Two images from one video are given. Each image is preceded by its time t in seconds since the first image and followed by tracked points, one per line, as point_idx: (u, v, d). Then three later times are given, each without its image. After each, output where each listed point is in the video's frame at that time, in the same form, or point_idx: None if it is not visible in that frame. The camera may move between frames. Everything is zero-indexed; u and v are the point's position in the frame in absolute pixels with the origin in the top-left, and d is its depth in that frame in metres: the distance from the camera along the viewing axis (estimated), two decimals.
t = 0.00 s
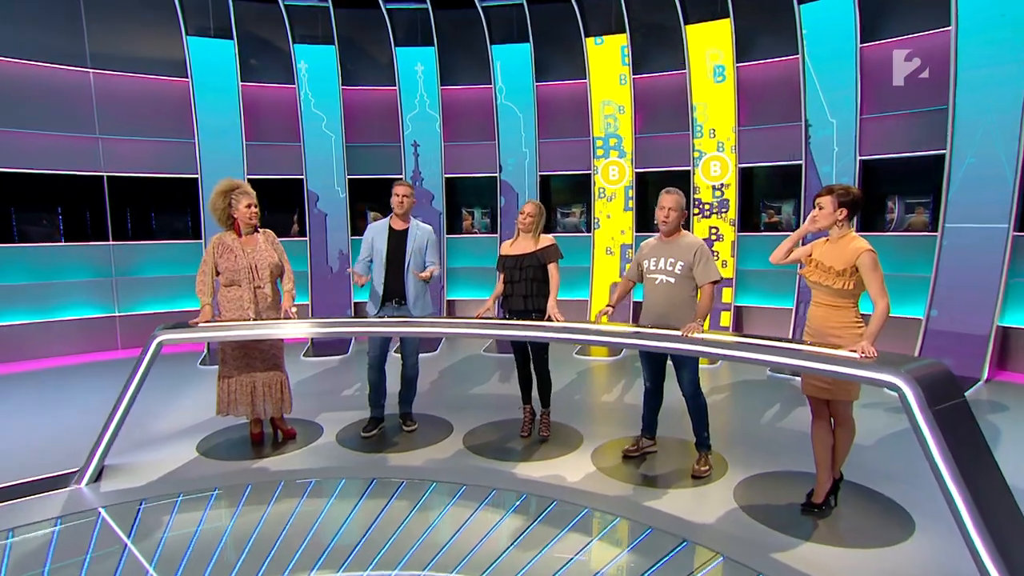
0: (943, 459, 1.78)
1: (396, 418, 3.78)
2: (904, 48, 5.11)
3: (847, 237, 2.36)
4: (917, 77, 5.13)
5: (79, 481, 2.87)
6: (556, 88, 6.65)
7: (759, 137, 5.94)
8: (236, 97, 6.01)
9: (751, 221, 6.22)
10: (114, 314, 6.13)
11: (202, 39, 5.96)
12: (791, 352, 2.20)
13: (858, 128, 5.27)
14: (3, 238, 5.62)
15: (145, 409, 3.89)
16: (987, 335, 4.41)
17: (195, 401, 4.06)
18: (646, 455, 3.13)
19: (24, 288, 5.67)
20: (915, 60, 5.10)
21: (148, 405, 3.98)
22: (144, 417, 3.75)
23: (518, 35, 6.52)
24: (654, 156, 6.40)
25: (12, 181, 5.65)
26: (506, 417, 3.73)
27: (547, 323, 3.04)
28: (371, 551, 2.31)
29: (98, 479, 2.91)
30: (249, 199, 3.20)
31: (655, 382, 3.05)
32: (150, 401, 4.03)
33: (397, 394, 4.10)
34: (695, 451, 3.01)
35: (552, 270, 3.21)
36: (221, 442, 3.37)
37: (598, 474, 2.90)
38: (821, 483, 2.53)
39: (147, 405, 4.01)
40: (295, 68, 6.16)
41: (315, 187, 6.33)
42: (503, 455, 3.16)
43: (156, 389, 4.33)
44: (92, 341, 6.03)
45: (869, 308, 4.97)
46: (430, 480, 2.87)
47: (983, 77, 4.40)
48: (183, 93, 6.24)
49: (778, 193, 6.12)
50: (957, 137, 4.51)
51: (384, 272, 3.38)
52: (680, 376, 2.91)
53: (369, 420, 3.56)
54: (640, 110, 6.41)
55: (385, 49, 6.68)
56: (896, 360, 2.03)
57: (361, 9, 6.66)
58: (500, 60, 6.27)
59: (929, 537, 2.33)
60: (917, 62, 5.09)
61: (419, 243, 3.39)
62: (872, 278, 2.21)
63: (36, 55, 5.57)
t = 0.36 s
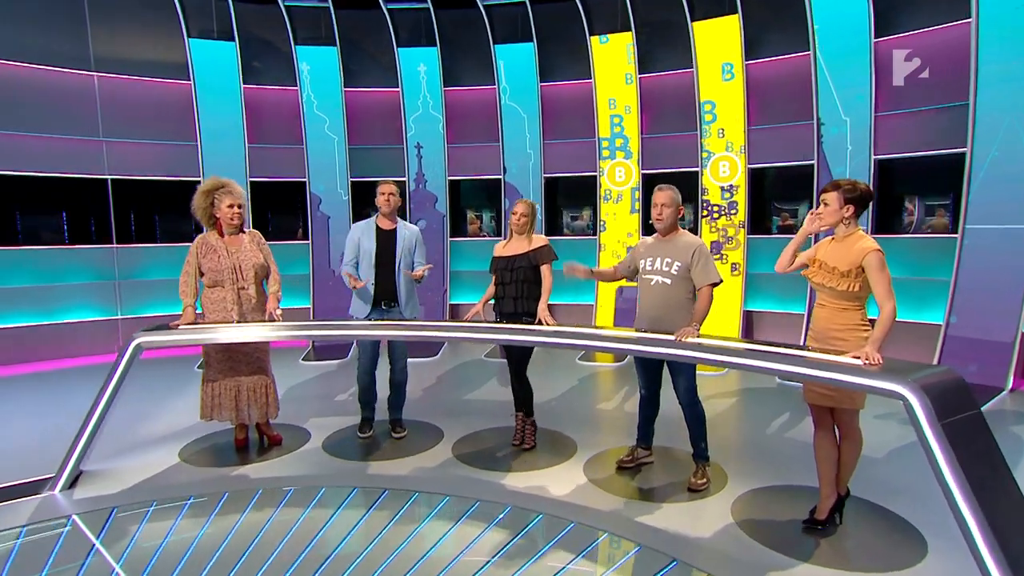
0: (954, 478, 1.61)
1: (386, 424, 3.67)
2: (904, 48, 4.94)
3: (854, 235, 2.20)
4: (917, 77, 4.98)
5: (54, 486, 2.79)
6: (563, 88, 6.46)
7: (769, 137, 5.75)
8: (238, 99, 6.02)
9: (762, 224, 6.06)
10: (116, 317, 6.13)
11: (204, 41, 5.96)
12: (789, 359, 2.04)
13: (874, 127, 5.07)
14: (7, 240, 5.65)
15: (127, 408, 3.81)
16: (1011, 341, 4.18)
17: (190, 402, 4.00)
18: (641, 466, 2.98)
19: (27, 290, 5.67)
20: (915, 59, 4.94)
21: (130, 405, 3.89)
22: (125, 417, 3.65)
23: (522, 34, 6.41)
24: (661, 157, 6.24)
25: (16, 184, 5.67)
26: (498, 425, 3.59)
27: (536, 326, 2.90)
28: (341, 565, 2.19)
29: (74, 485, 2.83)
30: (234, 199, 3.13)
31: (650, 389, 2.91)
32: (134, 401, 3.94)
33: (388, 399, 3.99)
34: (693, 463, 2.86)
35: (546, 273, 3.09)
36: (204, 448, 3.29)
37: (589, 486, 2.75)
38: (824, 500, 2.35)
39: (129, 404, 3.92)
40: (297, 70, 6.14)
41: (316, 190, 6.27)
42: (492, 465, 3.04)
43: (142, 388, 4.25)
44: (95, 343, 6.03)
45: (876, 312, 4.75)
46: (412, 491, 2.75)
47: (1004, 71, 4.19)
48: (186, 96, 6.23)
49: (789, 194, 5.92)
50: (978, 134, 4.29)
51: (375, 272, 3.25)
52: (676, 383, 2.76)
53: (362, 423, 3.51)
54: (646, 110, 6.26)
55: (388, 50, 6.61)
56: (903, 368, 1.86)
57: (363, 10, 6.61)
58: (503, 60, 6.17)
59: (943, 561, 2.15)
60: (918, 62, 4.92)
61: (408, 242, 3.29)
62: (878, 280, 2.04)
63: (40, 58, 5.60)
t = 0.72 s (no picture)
0: (964, 501, 1.46)
1: (377, 432, 3.57)
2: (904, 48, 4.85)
3: (855, 236, 2.05)
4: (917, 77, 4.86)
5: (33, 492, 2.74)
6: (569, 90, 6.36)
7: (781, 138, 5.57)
8: (244, 103, 6.01)
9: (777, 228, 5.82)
10: (121, 321, 6.16)
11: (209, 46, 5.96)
12: (784, 368, 1.90)
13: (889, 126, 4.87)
14: (15, 245, 5.70)
15: (112, 411, 3.76)
16: None
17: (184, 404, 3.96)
18: (635, 479, 2.84)
19: (33, 294, 5.72)
20: (915, 60, 4.83)
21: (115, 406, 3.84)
22: (109, 420, 3.60)
23: (527, 36, 6.31)
24: (669, 160, 6.08)
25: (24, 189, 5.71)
26: (491, 434, 3.47)
27: (526, 332, 2.78)
28: None
29: (54, 491, 2.77)
30: (222, 200, 3.06)
31: (645, 397, 2.77)
32: (119, 403, 3.89)
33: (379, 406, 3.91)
34: (689, 477, 2.72)
35: (539, 277, 2.98)
36: (190, 454, 3.22)
37: (578, 501, 2.62)
38: (797, 511, 2.24)
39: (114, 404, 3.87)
40: (302, 73, 6.12)
41: (320, 195, 6.24)
42: (479, 476, 2.92)
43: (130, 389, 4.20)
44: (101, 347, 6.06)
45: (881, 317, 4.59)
46: (393, 502, 2.64)
47: None
48: (192, 100, 6.25)
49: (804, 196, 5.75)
50: (1000, 132, 4.08)
51: (357, 275, 3.15)
52: (671, 392, 2.62)
53: (352, 430, 3.44)
54: (654, 112, 6.12)
55: (393, 53, 6.57)
56: (909, 379, 1.70)
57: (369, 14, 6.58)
58: (508, 61, 6.06)
59: None
60: (918, 62, 4.81)
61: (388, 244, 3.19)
62: (881, 283, 1.90)
63: (49, 64, 5.66)
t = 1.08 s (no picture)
0: (971, 530, 1.31)
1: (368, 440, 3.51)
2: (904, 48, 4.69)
3: (846, 237, 1.93)
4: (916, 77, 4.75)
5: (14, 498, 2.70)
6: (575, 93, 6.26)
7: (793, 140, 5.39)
8: (249, 108, 6.01)
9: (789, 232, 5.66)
10: (128, 324, 6.20)
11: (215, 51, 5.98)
12: (777, 379, 1.76)
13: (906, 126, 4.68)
14: (25, 249, 5.76)
15: (101, 415, 3.73)
16: None
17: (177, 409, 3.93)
18: (629, 492, 2.72)
19: (42, 297, 5.78)
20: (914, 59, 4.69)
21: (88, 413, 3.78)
22: (91, 425, 3.56)
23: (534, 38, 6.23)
24: (678, 163, 5.95)
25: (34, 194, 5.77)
26: (483, 443, 3.38)
27: (515, 338, 2.68)
28: None
29: (35, 497, 2.74)
30: (210, 202, 3.02)
31: (639, 407, 2.65)
32: (108, 407, 3.87)
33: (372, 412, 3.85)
34: (684, 490, 2.59)
35: (531, 281, 2.85)
36: (176, 460, 3.17)
37: (567, 515, 2.51)
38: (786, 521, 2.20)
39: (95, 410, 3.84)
40: (307, 78, 6.11)
41: (325, 199, 6.22)
42: (468, 487, 2.82)
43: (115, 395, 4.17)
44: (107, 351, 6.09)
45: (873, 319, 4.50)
46: (376, 513, 2.56)
47: None
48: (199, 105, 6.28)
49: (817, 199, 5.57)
50: None
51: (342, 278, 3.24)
52: (664, 402, 2.50)
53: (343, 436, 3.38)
54: (663, 114, 5.99)
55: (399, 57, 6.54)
56: (912, 392, 1.56)
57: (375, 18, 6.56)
58: (514, 64, 6.00)
59: None
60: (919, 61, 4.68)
61: (373, 247, 3.29)
62: (876, 287, 1.77)
63: (59, 70, 5.72)
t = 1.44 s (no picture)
0: (968, 559, 1.18)
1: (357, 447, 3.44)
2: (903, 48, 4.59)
3: (812, 236, 1.89)
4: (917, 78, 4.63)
5: None
6: (580, 97, 6.17)
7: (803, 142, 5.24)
8: (252, 112, 6.00)
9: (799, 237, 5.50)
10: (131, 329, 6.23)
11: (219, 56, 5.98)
12: (765, 389, 1.64)
13: (919, 127, 4.51)
14: (31, 254, 5.81)
15: (92, 420, 3.71)
16: None
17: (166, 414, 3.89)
18: (619, 506, 2.60)
19: (47, 302, 5.82)
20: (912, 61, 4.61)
21: (79, 418, 3.76)
22: (80, 431, 3.54)
23: (538, 41, 6.16)
24: (684, 167, 5.82)
25: (40, 199, 5.82)
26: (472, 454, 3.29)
27: (501, 344, 2.58)
28: None
29: (12, 503, 2.70)
30: (194, 205, 3.00)
31: (630, 417, 2.54)
32: (99, 413, 3.85)
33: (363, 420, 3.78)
34: (677, 505, 2.47)
35: (519, 285, 2.76)
36: (161, 467, 3.12)
37: (552, 529, 2.41)
38: (780, 541, 2.08)
39: (86, 415, 3.82)
40: (310, 82, 6.09)
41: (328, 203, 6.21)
42: (452, 499, 2.73)
43: (109, 400, 4.15)
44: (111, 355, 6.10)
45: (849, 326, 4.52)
46: (354, 525, 2.48)
47: None
48: (204, 110, 6.30)
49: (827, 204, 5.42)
50: None
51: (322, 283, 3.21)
52: (654, 413, 2.39)
53: (331, 443, 3.31)
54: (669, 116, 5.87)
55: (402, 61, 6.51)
56: (909, 406, 1.43)
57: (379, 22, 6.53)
58: (517, 67, 5.91)
59: None
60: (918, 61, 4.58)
61: (355, 250, 3.23)
62: (849, 288, 1.72)
63: (66, 77, 5.78)
